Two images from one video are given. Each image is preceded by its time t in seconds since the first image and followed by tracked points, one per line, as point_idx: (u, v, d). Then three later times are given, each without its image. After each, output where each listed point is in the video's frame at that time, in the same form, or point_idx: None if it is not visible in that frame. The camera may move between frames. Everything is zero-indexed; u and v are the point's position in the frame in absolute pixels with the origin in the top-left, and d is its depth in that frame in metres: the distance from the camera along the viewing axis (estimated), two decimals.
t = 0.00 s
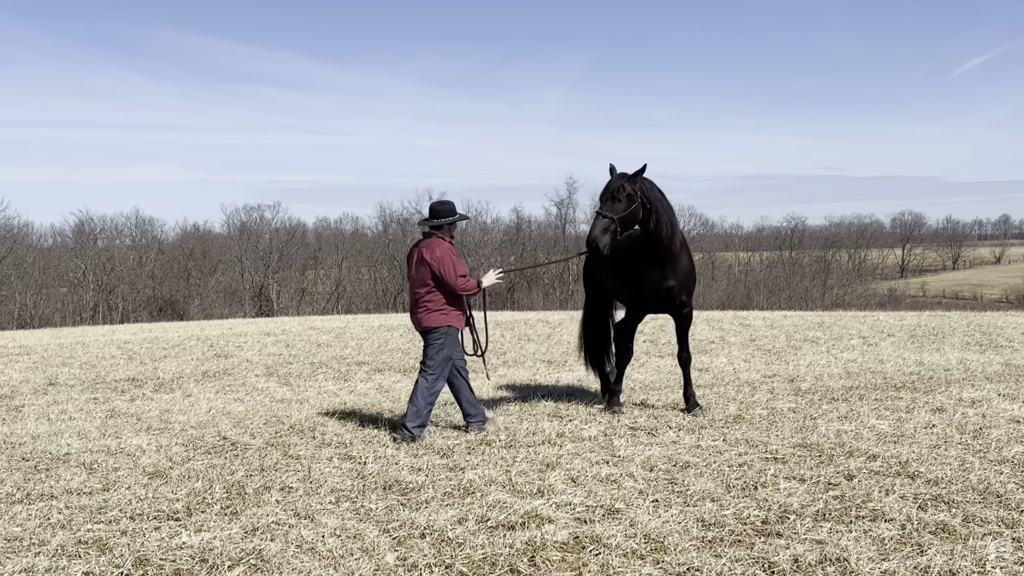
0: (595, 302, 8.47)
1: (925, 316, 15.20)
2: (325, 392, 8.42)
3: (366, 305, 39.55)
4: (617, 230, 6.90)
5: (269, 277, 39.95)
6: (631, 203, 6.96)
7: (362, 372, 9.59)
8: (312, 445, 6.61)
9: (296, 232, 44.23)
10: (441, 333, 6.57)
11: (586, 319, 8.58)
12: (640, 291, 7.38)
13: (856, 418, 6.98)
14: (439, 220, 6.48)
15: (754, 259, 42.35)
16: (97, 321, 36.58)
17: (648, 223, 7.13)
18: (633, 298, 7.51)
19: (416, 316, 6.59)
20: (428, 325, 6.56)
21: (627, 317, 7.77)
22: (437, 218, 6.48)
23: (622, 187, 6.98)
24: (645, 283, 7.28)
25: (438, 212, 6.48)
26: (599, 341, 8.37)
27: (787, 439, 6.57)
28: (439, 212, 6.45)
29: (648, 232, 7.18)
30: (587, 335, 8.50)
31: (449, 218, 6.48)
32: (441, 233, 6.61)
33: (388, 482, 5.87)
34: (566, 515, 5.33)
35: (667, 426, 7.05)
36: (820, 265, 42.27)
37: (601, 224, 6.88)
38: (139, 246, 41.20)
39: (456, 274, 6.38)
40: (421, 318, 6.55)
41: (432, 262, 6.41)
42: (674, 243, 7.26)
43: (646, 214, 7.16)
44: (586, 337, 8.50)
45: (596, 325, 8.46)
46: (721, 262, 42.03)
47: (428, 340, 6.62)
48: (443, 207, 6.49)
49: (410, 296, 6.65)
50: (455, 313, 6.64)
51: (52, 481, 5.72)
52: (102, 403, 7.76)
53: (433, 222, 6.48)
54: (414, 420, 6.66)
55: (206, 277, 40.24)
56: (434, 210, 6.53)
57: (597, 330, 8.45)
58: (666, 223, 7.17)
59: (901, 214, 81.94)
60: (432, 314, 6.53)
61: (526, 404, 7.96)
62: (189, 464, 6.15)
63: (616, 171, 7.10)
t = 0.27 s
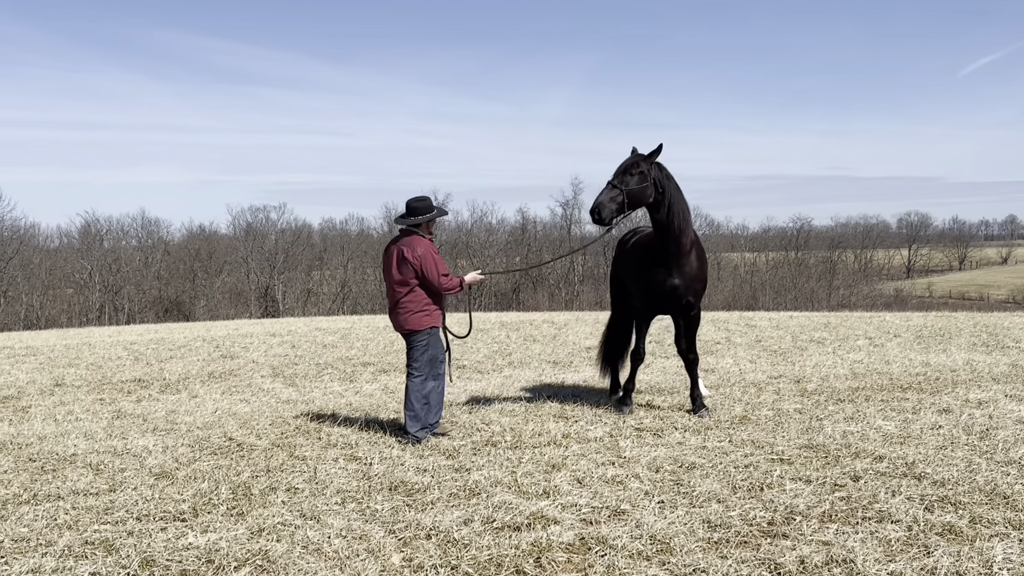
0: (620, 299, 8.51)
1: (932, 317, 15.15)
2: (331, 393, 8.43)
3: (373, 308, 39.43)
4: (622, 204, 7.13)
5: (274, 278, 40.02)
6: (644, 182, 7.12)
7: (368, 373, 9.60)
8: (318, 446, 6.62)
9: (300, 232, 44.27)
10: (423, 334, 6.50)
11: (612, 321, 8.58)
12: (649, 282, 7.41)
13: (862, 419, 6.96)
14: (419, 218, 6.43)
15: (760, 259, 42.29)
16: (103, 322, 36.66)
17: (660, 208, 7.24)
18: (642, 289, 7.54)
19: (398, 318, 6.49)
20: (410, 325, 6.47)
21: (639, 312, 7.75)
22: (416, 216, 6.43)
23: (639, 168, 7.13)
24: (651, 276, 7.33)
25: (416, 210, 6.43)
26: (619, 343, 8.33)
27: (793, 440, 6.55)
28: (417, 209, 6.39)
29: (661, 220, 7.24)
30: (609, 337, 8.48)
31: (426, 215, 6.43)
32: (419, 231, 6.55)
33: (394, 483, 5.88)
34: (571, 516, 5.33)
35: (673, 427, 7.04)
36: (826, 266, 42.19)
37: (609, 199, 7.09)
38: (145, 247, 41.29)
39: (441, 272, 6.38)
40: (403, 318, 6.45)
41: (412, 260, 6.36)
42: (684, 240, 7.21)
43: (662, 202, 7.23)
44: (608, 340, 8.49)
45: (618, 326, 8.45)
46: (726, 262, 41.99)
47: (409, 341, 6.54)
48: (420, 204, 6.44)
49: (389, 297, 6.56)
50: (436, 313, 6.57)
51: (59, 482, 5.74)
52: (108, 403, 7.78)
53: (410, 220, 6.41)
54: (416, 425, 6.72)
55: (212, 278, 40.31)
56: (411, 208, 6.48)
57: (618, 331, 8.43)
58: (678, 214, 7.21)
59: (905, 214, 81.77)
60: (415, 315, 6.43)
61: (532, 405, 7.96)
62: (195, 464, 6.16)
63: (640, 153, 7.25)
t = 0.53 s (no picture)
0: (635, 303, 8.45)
1: (938, 317, 15.12)
2: (336, 393, 8.44)
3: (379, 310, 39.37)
4: (619, 200, 7.11)
5: (279, 278, 40.09)
6: (644, 179, 7.11)
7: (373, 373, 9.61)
8: (323, 446, 6.62)
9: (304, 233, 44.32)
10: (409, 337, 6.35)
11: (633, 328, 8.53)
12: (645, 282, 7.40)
13: (867, 419, 6.95)
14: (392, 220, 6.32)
15: (764, 260, 42.26)
16: (108, 323, 36.73)
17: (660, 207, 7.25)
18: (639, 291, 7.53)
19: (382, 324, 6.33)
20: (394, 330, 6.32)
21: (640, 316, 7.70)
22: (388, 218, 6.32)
23: (642, 166, 7.12)
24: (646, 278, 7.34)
25: (387, 212, 6.31)
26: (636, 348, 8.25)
27: (798, 441, 6.55)
28: (388, 211, 6.28)
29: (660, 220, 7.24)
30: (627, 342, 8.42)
31: (399, 217, 6.31)
32: (394, 234, 6.45)
33: (398, 483, 5.88)
34: (576, 517, 5.32)
35: (678, 428, 7.04)
36: (830, 266, 42.15)
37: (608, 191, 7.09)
38: (150, 248, 41.37)
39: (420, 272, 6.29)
40: (388, 322, 6.29)
41: (388, 264, 6.26)
42: (680, 244, 7.20)
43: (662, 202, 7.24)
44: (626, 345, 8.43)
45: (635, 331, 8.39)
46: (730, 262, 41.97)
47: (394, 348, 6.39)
48: (391, 206, 6.33)
49: (369, 303, 6.41)
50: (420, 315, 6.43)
51: (65, 482, 5.75)
52: (114, 404, 7.80)
53: (383, 223, 6.30)
54: (422, 428, 6.71)
55: (217, 279, 40.36)
56: (382, 211, 6.36)
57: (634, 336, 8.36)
58: (675, 215, 7.23)
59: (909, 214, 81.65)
60: (398, 319, 6.28)
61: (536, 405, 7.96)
62: (201, 465, 6.16)
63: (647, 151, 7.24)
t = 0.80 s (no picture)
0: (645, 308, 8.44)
1: (944, 317, 15.09)
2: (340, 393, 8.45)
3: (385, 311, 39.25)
4: (602, 201, 7.12)
5: (283, 278, 40.13)
6: (626, 179, 7.13)
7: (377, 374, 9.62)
8: (327, 447, 6.63)
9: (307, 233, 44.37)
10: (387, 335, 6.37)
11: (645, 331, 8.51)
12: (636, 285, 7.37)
13: (872, 420, 6.94)
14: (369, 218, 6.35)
15: (769, 260, 42.21)
16: (114, 323, 36.78)
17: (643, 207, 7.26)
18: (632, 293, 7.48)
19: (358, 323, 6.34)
20: (370, 328, 6.33)
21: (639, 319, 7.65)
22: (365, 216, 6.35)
23: (622, 166, 7.14)
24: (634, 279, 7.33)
25: (364, 210, 6.34)
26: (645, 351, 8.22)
27: (803, 442, 6.54)
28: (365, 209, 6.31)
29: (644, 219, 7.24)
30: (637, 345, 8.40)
31: (376, 215, 6.36)
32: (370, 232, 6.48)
33: (403, 483, 5.89)
34: (580, 517, 5.32)
35: (682, 428, 7.03)
36: (836, 266, 42.08)
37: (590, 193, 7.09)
38: (155, 248, 41.43)
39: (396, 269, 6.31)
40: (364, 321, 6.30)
41: (365, 260, 6.27)
42: (667, 244, 7.16)
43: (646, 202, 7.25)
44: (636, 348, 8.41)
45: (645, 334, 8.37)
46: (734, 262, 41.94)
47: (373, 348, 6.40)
48: (368, 204, 6.36)
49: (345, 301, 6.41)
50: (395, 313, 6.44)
51: (70, 482, 5.76)
52: (119, 404, 7.81)
53: (360, 221, 6.33)
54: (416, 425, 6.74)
55: (222, 279, 40.40)
56: (359, 208, 6.39)
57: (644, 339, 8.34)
58: (660, 214, 7.23)
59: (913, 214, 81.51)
60: (374, 317, 6.29)
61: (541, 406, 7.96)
62: (205, 465, 6.17)
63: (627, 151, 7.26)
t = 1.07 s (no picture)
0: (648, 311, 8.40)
1: (951, 317, 15.05)
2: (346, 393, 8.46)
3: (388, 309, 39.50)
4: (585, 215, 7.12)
5: (288, 278, 40.18)
6: (605, 190, 7.12)
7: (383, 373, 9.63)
8: (332, 446, 6.64)
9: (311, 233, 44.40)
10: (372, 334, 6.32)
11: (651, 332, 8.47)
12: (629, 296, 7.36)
13: (878, 420, 6.93)
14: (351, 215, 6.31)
15: (774, 260, 42.15)
16: (119, 323, 36.83)
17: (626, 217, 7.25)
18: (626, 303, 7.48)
19: (342, 321, 6.32)
20: (353, 327, 6.30)
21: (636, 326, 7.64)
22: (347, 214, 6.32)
23: (600, 177, 7.14)
24: (624, 289, 7.34)
25: (347, 207, 6.31)
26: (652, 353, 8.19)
27: (808, 441, 6.53)
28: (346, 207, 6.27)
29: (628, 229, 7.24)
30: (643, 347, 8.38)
31: (359, 212, 6.32)
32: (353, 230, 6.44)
33: (408, 483, 5.89)
34: (586, 517, 5.32)
35: (688, 428, 7.03)
36: (841, 267, 42.01)
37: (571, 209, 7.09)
38: (160, 248, 41.49)
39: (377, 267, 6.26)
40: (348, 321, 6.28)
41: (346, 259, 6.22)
42: (654, 251, 7.14)
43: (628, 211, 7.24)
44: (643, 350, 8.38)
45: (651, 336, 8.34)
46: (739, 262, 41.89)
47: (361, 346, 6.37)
48: (350, 202, 6.33)
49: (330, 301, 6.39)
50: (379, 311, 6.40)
51: (76, 481, 5.77)
52: (124, 403, 7.83)
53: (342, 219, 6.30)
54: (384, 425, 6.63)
55: (227, 279, 40.45)
56: (342, 206, 6.36)
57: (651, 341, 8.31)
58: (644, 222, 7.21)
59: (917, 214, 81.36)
60: (357, 316, 6.26)
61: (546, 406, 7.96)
62: (211, 464, 6.18)
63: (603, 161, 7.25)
